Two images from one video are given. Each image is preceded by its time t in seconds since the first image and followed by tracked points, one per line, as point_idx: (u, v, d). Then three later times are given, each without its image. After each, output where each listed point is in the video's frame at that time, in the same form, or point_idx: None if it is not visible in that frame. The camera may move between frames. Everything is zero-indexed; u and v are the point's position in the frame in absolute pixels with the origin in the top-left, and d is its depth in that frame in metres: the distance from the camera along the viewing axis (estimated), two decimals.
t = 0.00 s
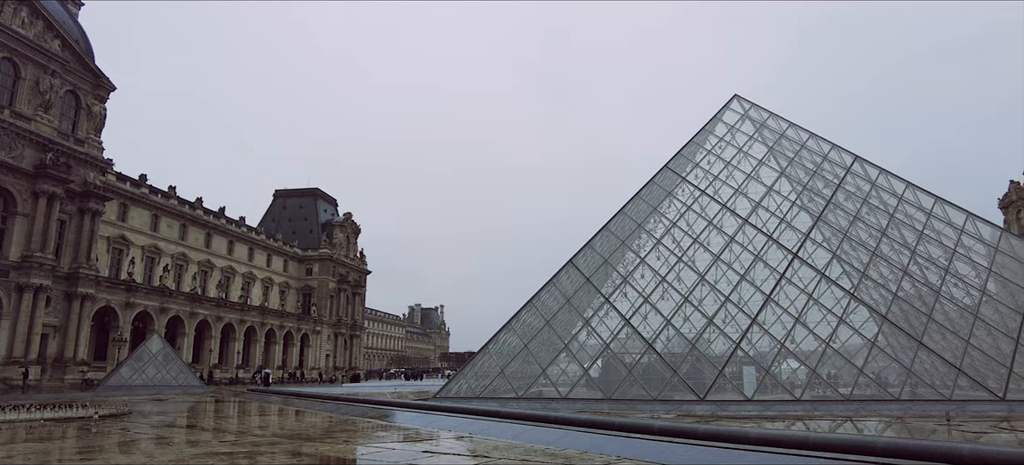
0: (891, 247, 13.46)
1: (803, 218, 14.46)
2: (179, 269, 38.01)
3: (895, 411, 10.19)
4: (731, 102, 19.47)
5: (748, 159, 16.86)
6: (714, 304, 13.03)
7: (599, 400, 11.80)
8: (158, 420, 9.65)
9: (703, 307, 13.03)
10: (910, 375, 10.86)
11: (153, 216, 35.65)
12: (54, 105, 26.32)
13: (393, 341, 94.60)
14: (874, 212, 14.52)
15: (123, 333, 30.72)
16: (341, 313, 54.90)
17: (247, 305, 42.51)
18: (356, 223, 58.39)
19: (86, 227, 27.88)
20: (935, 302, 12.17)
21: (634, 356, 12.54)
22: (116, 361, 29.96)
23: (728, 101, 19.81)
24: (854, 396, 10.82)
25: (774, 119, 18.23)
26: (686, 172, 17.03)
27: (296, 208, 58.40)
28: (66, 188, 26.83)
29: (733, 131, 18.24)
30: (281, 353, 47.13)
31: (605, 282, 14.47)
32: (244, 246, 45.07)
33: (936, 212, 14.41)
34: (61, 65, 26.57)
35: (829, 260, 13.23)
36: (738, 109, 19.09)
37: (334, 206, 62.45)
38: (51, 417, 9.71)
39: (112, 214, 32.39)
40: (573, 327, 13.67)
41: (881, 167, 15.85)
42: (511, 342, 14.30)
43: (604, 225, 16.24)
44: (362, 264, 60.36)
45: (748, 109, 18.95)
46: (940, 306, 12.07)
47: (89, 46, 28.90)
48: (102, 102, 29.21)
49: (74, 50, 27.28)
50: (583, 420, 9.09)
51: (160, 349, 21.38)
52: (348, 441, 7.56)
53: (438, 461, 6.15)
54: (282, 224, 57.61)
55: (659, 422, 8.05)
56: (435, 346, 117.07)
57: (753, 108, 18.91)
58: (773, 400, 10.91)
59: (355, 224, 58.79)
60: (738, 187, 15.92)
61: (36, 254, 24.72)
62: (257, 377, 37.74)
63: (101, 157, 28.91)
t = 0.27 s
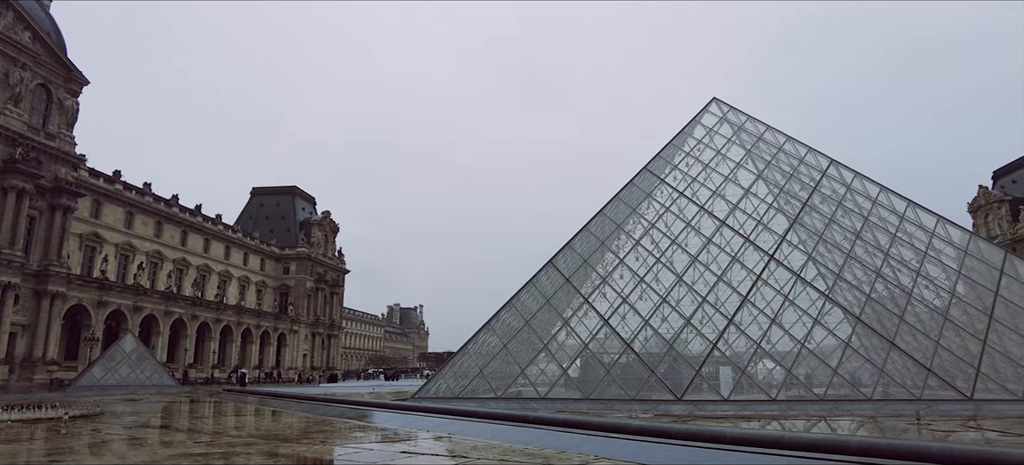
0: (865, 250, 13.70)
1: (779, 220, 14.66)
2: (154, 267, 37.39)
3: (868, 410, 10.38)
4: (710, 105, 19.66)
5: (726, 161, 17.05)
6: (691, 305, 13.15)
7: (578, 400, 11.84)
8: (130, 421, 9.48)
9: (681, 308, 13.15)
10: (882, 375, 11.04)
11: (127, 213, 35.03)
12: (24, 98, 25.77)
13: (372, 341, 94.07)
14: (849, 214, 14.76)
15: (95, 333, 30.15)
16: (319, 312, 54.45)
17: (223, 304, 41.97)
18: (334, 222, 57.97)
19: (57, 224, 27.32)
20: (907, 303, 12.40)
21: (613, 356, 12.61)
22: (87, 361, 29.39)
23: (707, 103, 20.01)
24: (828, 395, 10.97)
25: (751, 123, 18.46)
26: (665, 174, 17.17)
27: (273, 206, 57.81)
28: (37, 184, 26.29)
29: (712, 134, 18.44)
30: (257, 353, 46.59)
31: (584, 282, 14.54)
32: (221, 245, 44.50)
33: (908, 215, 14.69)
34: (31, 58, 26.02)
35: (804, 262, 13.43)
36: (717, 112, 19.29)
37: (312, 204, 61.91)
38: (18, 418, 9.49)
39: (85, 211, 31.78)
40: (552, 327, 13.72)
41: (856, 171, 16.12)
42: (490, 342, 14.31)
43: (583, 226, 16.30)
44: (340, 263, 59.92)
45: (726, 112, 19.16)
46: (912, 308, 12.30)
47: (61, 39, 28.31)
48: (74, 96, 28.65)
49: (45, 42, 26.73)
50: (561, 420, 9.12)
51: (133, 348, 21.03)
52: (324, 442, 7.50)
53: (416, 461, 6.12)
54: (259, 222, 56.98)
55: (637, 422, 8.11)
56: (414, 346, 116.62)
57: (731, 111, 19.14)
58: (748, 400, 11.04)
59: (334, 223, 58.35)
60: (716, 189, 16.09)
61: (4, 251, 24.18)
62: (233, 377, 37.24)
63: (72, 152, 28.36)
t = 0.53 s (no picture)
0: (840, 252, 13.92)
1: (756, 222, 14.83)
2: (128, 266, 36.76)
3: (841, 409, 10.55)
4: (689, 107, 19.84)
5: (704, 163, 17.21)
6: (669, 305, 13.26)
7: (557, 399, 11.87)
8: (102, 422, 9.32)
9: (659, 308, 13.25)
10: (855, 375, 11.22)
11: (100, 210, 34.38)
12: None
13: (350, 341, 93.47)
14: (824, 217, 14.98)
15: (66, 332, 29.54)
16: (296, 312, 53.94)
17: (199, 302, 41.39)
18: (312, 220, 57.52)
19: (27, 220, 26.74)
20: (880, 305, 12.62)
21: (591, 356, 12.67)
22: (58, 360, 28.79)
23: (686, 106, 20.18)
24: (803, 395, 11.10)
25: (729, 125, 18.66)
26: (644, 175, 17.29)
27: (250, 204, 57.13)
28: (5, 180, 25.71)
29: (690, 136, 18.60)
30: (233, 352, 46.01)
31: (564, 283, 14.58)
32: (197, 243, 43.90)
33: (881, 218, 14.96)
34: None
35: (780, 263, 13.60)
36: (696, 115, 19.46)
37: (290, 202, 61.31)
38: None
39: (56, 208, 31.14)
40: (532, 327, 13.74)
41: (831, 174, 16.37)
42: (469, 342, 14.29)
43: (563, 227, 16.35)
44: (318, 262, 59.45)
45: (705, 114, 19.34)
46: (884, 309, 12.52)
47: (32, 31, 27.69)
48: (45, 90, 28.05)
49: (15, 34, 26.12)
50: (540, 420, 9.15)
51: (106, 347, 20.67)
52: (301, 442, 7.44)
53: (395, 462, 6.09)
54: (236, 219, 56.29)
55: (615, 421, 8.17)
56: (392, 346, 116.07)
57: (710, 114, 19.32)
58: (725, 400, 11.15)
59: (312, 221, 57.89)
60: (694, 191, 16.24)
61: None
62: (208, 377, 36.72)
63: (43, 147, 27.77)
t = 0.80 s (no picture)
0: (816, 254, 14.12)
1: (733, 224, 15.00)
2: (101, 264, 36.08)
3: (815, 408, 10.70)
4: (669, 109, 19.98)
5: (683, 166, 17.36)
6: (647, 306, 13.35)
7: (536, 399, 11.87)
8: (73, 423, 9.12)
9: (638, 309, 13.33)
10: (829, 375, 11.36)
11: (72, 206, 33.70)
12: None
13: (327, 341, 92.75)
14: (800, 219, 15.19)
15: (36, 330, 28.91)
16: (273, 311, 53.36)
17: (174, 301, 40.76)
18: (290, 219, 57.06)
19: None
20: (854, 306, 12.81)
21: (571, 356, 12.71)
22: (26, 360, 28.17)
23: (666, 108, 20.31)
24: (779, 395, 11.21)
25: (708, 128, 18.83)
26: (623, 177, 17.38)
27: (226, 202, 56.40)
28: None
29: (670, 138, 18.74)
30: (208, 352, 45.35)
31: (543, 283, 14.60)
32: (172, 241, 43.25)
33: (855, 221, 15.21)
34: None
35: (757, 265, 13.76)
36: (675, 117, 19.61)
37: (267, 200, 60.67)
38: None
39: (26, 204, 30.47)
40: (511, 327, 13.73)
41: (808, 177, 16.59)
42: (448, 342, 14.26)
43: (543, 227, 16.37)
44: (295, 261, 58.95)
45: (684, 117, 19.49)
46: (858, 311, 12.72)
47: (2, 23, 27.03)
48: (15, 83, 27.43)
49: None
50: (519, 420, 9.15)
51: (77, 347, 20.30)
52: (278, 443, 7.35)
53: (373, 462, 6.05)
54: (212, 217, 55.55)
55: (593, 421, 8.20)
56: (371, 346, 115.45)
57: (689, 116, 19.47)
58: (702, 399, 11.24)
59: (290, 220, 57.40)
60: (673, 193, 16.36)
61: None
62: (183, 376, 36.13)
63: (13, 142, 27.15)
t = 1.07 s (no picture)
0: (792, 256, 14.30)
1: (711, 225, 15.14)
2: (72, 261, 35.34)
3: (790, 408, 10.83)
4: (649, 111, 20.10)
5: (662, 167, 17.48)
6: (626, 306, 13.42)
7: (514, 399, 11.85)
8: (41, 423, 8.90)
9: (617, 309, 13.39)
10: (805, 376, 11.49)
11: (42, 202, 32.95)
12: None
13: (304, 340, 91.89)
14: (777, 221, 15.37)
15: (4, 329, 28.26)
16: (249, 310, 52.72)
17: (148, 299, 40.08)
18: (266, 217, 56.53)
19: None
20: (829, 308, 12.99)
21: (550, 356, 12.72)
22: None
23: (645, 110, 20.44)
24: (755, 395, 11.31)
25: (687, 130, 18.99)
26: (603, 178, 17.45)
27: (202, 199, 55.61)
28: None
29: (649, 140, 18.85)
30: (183, 351, 44.64)
31: (523, 283, 14.59)
32: (146, 238, 42.52)
33: (830, 224, 15.43)
34: None
35: (734, 266, 13.89)
36: (655, 119, 19.74)
37: (244, 198, 59.97)
38: None
39: None
40: (490, 327, 13.71)
41: (785, 180, 16.80)
42: (427, 342, 14.21)
43: (523, 227, 16.37)
44: (272, 260, 58.37)
45: (663, 119, 19.64)
46: (833, 312, 12.89)
47: None
48: None
49: None
50: (498, 420, 9.14)
51: (46, 347, 19.90)
52: (253, 443, 7.24)
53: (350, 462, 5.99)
54: (187, 215, 54.75)
55: (572, 421, 8.22)
56: (348, 346, 114.70)
57: (668, 118, 19.62)
58: (679, 399, 11.30)
59: (266, 218, 56.83)
60: (652, 194, 16.47)
61: None
62: (156, 376, 35.52)
63: None
